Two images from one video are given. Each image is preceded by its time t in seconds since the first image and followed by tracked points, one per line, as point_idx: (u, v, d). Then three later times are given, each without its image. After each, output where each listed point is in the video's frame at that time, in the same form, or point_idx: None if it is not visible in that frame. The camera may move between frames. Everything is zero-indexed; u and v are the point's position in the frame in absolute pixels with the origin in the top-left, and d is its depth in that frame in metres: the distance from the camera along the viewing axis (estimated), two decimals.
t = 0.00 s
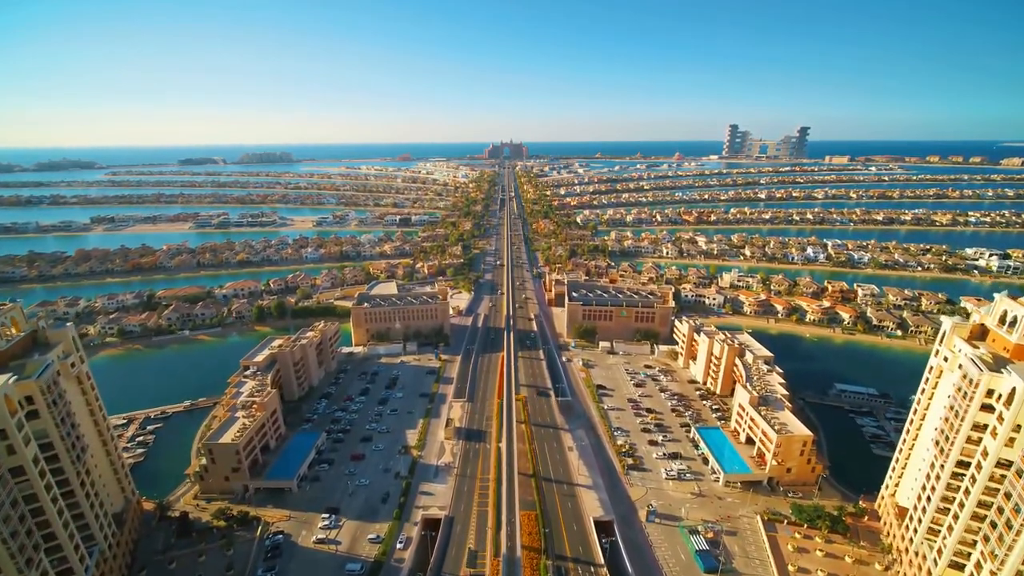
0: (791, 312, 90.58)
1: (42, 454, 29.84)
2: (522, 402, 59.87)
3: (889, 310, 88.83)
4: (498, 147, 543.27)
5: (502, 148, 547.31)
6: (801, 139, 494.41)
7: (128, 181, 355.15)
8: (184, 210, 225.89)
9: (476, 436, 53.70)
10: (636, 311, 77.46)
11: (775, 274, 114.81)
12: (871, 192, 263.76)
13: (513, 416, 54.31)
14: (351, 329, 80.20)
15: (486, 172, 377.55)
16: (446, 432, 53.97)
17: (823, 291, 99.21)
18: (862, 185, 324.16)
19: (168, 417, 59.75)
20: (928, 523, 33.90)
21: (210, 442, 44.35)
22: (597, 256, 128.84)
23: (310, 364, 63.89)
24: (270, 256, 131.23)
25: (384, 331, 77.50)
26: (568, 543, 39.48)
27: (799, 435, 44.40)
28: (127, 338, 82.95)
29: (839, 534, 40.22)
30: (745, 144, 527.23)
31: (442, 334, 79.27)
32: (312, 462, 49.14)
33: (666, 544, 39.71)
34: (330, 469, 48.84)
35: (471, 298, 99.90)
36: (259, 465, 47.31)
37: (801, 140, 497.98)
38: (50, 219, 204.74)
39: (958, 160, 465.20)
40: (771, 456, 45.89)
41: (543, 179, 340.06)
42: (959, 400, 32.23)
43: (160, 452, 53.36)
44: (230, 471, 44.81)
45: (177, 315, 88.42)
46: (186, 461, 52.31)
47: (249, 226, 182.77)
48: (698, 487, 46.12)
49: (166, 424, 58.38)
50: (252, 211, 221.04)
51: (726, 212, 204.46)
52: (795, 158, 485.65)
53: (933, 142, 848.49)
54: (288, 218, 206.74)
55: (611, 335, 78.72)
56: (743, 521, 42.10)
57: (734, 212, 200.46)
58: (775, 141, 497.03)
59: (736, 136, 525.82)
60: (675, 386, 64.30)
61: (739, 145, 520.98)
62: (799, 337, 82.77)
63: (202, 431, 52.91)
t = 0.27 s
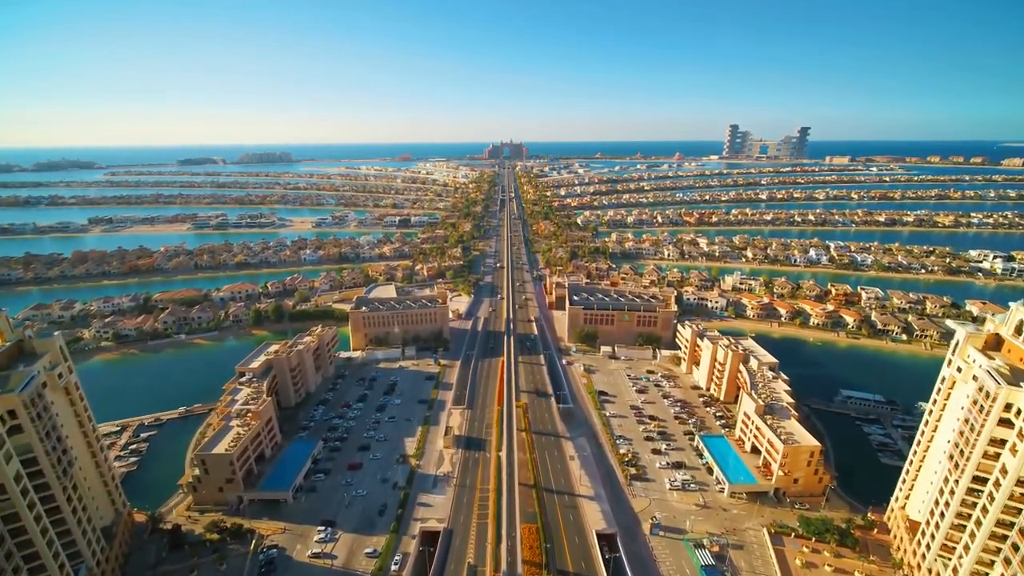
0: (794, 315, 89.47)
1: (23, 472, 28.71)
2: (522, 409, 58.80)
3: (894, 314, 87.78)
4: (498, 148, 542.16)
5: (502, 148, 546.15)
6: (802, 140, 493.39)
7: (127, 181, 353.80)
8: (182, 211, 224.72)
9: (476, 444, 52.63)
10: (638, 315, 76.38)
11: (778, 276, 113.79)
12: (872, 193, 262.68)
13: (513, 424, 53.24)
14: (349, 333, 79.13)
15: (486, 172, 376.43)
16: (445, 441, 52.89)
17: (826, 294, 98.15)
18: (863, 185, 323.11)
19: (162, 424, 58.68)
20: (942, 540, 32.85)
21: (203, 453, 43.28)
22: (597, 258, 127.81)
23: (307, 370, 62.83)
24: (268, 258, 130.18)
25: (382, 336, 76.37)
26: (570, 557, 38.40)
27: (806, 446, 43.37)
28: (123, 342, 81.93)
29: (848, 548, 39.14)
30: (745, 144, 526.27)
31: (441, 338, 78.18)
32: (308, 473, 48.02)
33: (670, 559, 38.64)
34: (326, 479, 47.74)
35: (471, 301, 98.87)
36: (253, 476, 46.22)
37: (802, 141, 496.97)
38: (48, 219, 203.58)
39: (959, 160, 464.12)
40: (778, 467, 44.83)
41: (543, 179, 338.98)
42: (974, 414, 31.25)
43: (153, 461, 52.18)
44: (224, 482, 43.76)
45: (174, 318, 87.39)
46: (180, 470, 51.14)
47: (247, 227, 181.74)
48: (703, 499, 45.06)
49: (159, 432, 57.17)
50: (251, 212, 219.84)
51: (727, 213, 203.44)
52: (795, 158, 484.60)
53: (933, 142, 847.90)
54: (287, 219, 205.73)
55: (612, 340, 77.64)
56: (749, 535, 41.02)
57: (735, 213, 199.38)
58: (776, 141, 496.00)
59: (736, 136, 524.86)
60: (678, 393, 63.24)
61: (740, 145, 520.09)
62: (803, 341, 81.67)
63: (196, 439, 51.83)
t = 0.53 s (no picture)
0: (798, 319, 88.39)
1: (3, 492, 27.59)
2: (523, 416, 57.76)
3: (898, 318, 86.73)
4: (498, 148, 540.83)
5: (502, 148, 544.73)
6: (802, 140, 492.34)
7: (126, 182, 352.44)
8: (181, 212, 223.53)
9: (475, 453, 51.59)
10: (640, 319, 75.31)
11: (780, 279, 112.71)
12: (873, 194, 261.39)
13: (513, 432, 52.21)
14: (347, 337, 78.11)
15: (486, 172, 375.18)
16: (444, 449, 51.88)
17: (830, 297, 96.99)
18: (865, 186, 322.03)
19: (157, 431, 57.73)
20: (957, 558, 31.87)
21: (196, 463, 42.24)
22: (598, 260, 126.78)
23: (304, 376, 61.78)
24: (266, 260, 129.09)
25: (380, 340, 75.34)
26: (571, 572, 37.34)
27: (814, 456, 42.36)
28: (118, 346, 80.91)
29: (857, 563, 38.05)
30: (746, 144, 525.13)
31: (441, 342, 77.16)
32: (303, 483, 46.95)
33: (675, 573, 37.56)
34: (322, 490, 46.70)
35: (471, 304, 97.85)
36: (247, 487, 45.19)
37: (802, 141, 495.84)
38: (46, 220, 202.50)
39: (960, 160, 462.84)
40: (784, 478, 43.82)
41: (543, 179, 337.76)
42: (992, 428, 30.45)
43: (146, 470, 51.07)
44: (217, 494, 42.74)
45: (170, 322, 86.38)
46: (173, 480, 50.09)
47: (246, 228, 180.71)
48: (708, 510, 44.01)
49: (153, 440, 56.03)
50: (250, 213, 218.67)
51: (728, 214, 202.29)
52: (796, 158, 483.48)
53: (933, 142, 847.21)
54: (285, 220, 204.70)
55: (614, 344, 76.61)
56: (756, 548, 39.97)
57: (736, 214, 198.29)
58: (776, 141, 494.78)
59: (736, 137, 523.81)
60: (681, 398, 62.26)
61: (740, 145, 519.07)
62: (807, 346, 80.57)
63: (190, 447, 50.79)
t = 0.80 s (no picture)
0: (801, 323, 87.42)
1: None
2: (523, 424, 56.74)
3: (903, 322, 85.75)
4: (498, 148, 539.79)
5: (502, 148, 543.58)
6: (803, 140, 491.31)
7: (124, 182, 351.13)
8: (179, 213, 222.49)
9: (474, 462, 50.60)
10: (641, 324, 74.34)
11: (783, 281, 111.79)
12: (875, 195, 260.45)
13: (513, 441, 51.16)
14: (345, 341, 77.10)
15: (486, 172, 374.27)
16: (443, 458, 50.86)
17: (833, 300, 96.01)
18: (865, 187, 321.29)
19: (150, 439, 56.63)
20: None
21: (188, 475, 41.23)
22: (599, 262, 125.85)
23: (301, 382, 60.74)
24: (264, 262, 128.08)
25: (379, 344, 74.37)
26: None
27: (821, 468, 41.39)
28: (113, 351, 79.87)
29: None
30: (746, 144, 524.25)
31: (440, 347, 76.17)
32: (298, 494, 45.91)
33: None
34: (318, 500, 45.70)
35: (470, 307, 96.86)
36: (241, 498, 44.14)
37: (803, 141, 494.79)
38: (43, 221, 201.44)
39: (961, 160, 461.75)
40: (791, 489, 42.78)
41: (543, 180, 336.81)
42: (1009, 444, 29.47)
43: (138, 480, 49.99)
44: (210, 506, 41.73)
45: (165, 325, 85.28)
46: (165, 490, 49.04)
47: (244, 229, 179.71)
48: (713, 522, 42.96)
49: (145, 449, 54.89)
50: (248, 214, 217.65)
51: (730, 215, 201.32)
52: (796, 158, 482.54)
53: (933, 142, 846.62)
54: (284, 221, 203.66)
55: (615, 349, 75.63)
56: (762, 562, 38.90)
57: (738, 215, 197.31)
58: (776, 141, 493.65)
59: (737, 137, 522.91)
60: (684, 405, 61.25)
61: (740, 146, 518.20)
62: (811, 350, 79.59)
63: (183, 456, 49.71)
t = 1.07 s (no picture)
0: (804, 326, 86.39)
1: None
2: (523, 431, 55.70)
3: (908, 326, 84.71)
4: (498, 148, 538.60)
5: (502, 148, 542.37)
6: (803, 140, 490.37)
7: (123, 182, 349.86)
8: (178, 214, 221.60)
9: (474, 471, 49.61)
10: (643, 328, 73.32)
11: (785, 284, 110.75)
12: (876, 195, 259.59)
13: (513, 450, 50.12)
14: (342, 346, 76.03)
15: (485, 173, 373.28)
16: (442, 467, 49.84)
17: (837, 303, 94.98)
18: (866, 187, 320.57)
19: (144, 447, 55.62)
20: None
21: (180, 487, 40.21)
22: (599, 264, 124.86)
23: (297, 389, 59.71)
24: (262, 264, 127.04)
25: (377, 349, 73.33)
26: None
27: (829, 480, 40.39)
28: (107, 355, 78.84)
29: None
30: (746, 144, 523.31)
31: (439, 352, 75.10)
32: (293, 505, 44.88)
33: None
34: (315, 511, 44.69)
35: (470, 311, 95.81)
36: (235, 509, 43.09)
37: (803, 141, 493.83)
38: (41, 222, 200.42)
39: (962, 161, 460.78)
40: (798, 501, 41.76)
41: (543, 180, 335.81)
42: None
43: (130, 491, 49.00)
44: (203, 518, 40.76)
45: (161, 329, 84.26)
46: (158, 501, 48.02)
47: (243, 230, 178.71)
48: (718, 535, 41.92)
49: (139, 457, 53.92)
50: (247, 215, 216.64)
51: (731, 216, 200.31)
52: (796, 158, 481.39)
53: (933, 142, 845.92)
54: (283, 222, 202.61)
55: (617, 353, 74.59)
56: None
57: (739, 216, 196.29)
58: (777, 141, 492.65)
59: (737, 137, 522.02)
60: (687, 412, 60.22)
61: (740, 146, 517.37)
62: (815, 354, 78.56)
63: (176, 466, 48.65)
